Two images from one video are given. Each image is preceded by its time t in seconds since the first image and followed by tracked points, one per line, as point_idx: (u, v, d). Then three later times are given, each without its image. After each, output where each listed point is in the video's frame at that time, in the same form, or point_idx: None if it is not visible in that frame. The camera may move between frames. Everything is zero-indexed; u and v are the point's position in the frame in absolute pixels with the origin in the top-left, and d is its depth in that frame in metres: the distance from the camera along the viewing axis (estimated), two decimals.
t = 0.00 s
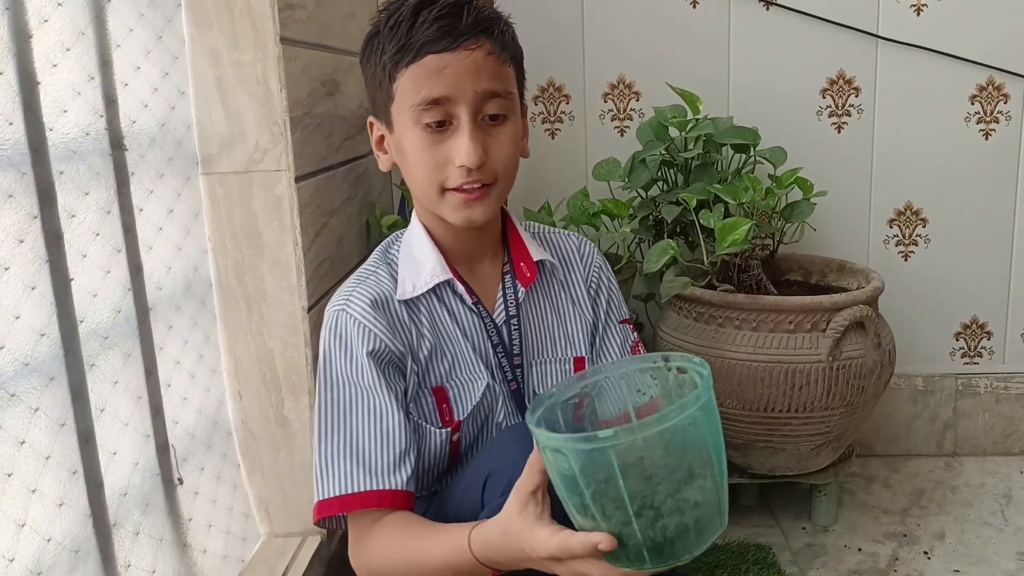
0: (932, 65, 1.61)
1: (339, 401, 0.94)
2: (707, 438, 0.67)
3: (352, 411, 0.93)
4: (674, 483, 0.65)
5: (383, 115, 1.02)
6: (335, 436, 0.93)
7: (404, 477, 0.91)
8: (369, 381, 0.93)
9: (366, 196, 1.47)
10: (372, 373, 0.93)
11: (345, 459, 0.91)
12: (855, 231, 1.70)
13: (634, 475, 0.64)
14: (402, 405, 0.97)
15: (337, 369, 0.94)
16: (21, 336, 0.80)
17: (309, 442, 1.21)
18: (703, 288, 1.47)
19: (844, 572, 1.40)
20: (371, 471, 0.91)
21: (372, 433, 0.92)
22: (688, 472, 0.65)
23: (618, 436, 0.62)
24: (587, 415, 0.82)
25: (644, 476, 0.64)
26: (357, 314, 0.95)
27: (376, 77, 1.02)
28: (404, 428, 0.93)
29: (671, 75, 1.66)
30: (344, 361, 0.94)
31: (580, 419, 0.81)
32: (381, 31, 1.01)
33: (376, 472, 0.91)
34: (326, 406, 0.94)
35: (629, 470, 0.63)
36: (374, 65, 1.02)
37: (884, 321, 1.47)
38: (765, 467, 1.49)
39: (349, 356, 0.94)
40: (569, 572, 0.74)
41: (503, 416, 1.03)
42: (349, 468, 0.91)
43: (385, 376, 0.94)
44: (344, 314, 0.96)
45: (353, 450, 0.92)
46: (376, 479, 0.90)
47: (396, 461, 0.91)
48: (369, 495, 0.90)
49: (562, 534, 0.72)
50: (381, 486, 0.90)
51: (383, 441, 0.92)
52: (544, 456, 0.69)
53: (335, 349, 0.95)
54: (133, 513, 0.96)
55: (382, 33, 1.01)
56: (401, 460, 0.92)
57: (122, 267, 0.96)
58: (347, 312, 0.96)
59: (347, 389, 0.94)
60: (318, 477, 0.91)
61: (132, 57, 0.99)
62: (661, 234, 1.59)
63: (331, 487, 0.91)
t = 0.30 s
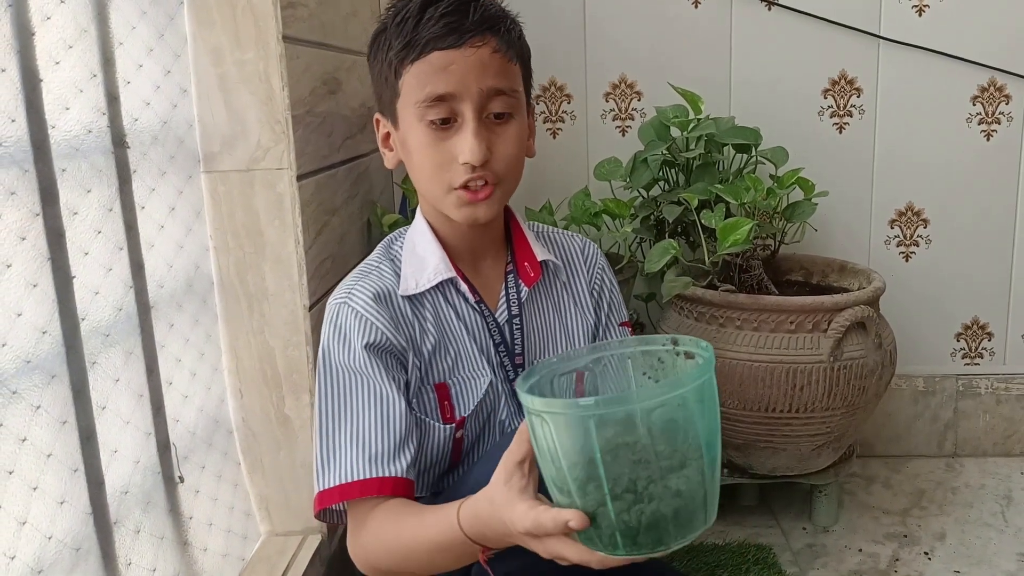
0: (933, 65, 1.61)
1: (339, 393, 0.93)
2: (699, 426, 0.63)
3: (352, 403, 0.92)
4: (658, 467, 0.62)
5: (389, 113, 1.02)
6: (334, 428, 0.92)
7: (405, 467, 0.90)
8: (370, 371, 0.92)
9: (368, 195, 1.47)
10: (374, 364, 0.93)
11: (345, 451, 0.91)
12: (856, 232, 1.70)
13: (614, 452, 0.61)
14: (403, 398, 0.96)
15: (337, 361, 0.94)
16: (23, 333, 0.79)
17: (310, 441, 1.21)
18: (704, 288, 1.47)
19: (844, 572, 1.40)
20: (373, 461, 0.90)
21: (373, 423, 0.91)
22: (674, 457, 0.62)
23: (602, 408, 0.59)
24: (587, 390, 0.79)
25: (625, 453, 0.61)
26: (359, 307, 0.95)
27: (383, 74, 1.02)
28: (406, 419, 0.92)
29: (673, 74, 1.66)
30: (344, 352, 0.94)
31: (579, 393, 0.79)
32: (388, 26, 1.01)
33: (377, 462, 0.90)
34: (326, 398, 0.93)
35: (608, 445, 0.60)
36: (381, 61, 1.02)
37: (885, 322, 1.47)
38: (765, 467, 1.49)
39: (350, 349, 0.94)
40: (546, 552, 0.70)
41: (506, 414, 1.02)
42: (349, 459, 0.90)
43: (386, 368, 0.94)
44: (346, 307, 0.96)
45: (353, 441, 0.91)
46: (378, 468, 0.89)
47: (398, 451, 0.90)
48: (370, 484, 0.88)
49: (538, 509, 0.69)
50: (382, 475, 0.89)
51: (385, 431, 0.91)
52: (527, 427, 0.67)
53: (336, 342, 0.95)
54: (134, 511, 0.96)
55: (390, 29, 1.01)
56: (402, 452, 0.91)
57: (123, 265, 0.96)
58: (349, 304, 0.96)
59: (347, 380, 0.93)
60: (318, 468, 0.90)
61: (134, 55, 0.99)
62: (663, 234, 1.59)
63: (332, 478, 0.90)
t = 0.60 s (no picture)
0: (937, 69, 1.61)
1: (340, 398, 0.93)
2: (699, 476, 0.63)
3: (352, 409, 0.93)
4: (660, 515, 0.61)
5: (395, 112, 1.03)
6: (334, 433, 0.92)
7: (404, 475, 0.90)
8: (372, 377, 0.92)
9: (371, 196, 1.47)
10: (376, 369, 0.93)
11: (344, 456, 0.91)
12: (859, 234, 1.70)
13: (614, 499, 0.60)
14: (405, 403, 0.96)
15: (339, 365, 0.94)
16: (28, 333, 0.79)
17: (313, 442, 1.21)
18: (708, 290, 1.47)
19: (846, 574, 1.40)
20: (371, 468, 0.90)
21: (373, 429, 0.91)
22: (676, 505, 0.61)
23: (601, 455, 0.59)
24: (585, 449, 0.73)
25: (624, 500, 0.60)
26: (363, 311, 0.95)
27: (389, 75, 1.03)
28: (406, 427, 0.92)
29: (677, 76, 1.66)
30: (346, 357, 0.94)
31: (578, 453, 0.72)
32: (395, 30, 1.03)
33: (376, 469, 0.90)
34: (326, 402, 0.93)
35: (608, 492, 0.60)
36: (388, 64, 1.04)
37: (888, 324, 1.47)
38: (768, 470, 1.49)
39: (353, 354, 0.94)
40: None
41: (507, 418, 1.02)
42: (347, 465, 0.90)
43: (388, 374, 0.94)
44: (350, 312, 0.96)
45: (352, 447, 0.91)
46: (376, 476, 0.89)
47: (397, 459, 0.91)
48: (367, 492, 0.88)
49: (544, 561, 0.69)
50: (380, 484, 0.89)
51: (385, 438, 0.91)
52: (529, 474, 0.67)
53: (339, 345, 0.95)
54: (137, 511, 0.96)
55: (396, 32, 1.03)
56: (401, 459, 0.91)
57: (128, 265, 0.96)
58: (353, 309, 0.96)
59: (348, 386, 0.93)
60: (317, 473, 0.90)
61: (140, 55, 0.99)
62: (666, 236, 1.59)
63: (330, 484, 0.90)
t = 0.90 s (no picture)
0: (940, 68, 1.61)
1: (330, 395, 0.95)
2: None
3: (341, 408, 0.94)
4: None
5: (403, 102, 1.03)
6: (321, 430, 0.94)
7: (385, 482, 0.93)
8: (363, 378, 0.94)
9: (372, 192, 1.47)
10: (369, 372, 0.93)
11: (329, 455, 0.93)
12: (861, 235, 1.70)
13: None
14: (395, 403, 0.98)
15: (334, 364, 0.95)
16: (30, 326, 0.79)
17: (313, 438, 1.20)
18: (709, 289, 1.47)
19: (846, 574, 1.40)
20: (352, 472, 0.92)
21: (358, 433, 0.93)
22: None
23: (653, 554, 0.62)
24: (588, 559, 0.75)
25: None
26: (361, 309, 0.95)
27: (398, 66, 1.03)
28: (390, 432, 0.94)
29: (680, 75, 1.66)
30: (339, 356, 0.95)
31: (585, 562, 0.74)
32: (405, 24, 1.04)
33: (357, 474, 0.92)
34: (318, 397, 0.94)
35: None
36: (396, 56, 1.04)
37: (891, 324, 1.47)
38: (769, 469, 1.49)
39: (349, 350, 0.95)
40: None
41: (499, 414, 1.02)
42: (331, 464, 0.92)
43: (382, 374, 0.94)
44: (348, 308, 0.96)
45: (337, 447, 0.93)
46: (357, 481, 0.92)
47: (380, 464, 0.92)
48: (345, 495, 0.91)
49: None
50: (358, 489, 0.92)
51: (369, 443, 0.93)
52: None
53: (336, 341, 0.95)
54: (138, 506, 0.95)
55: (406, 24, 1.03)
56: (387, 459, 0.93)
57: (129, 259, 0.96)
58: (351, 306, 0.96)
59: (340, 384, 0.94)
60: (302, 468, 0.92)
61: (143, 49, 0.99)
62: (668, 234, 1.59)
63: (312, 482, 0.92)
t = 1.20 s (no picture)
0: (941, 70, 1.61)
1: (330, 394, 0.95)
2: None
3: (339, 407, 0.95)
4: None
5: (411, 102, 1.03)
6: (319, 428, 0.94)
7: (381, 482, 0.93)
8: (363, 378, 0.94)
9: (372, 192, 1.47)
10: (368, 371, 0.94)
11: (326, 453, 0.93)
12: (861, 236, 1.69)
13: None
14: (394, 403, 0.98)
15: (334, 362, 0.95)
16: (29, 324, 0.79)
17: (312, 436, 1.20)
18: (709, 290, 1.47)
19: None
20: (348, 471, 0.93)
21: (356, 432, 0.94)
22: None
23: None
24: None
25: None
26: (362, 309, 0.96)
27: (406, 66, 1.03)
28: (388, 431, 0.94)
29: (680, 75, 1.66)
30: (340, 354, 0.95)
31: None
32: (414, 24, 1.03)
33: (353, 473, 0.93)
34: (317, 395, 0.95)
35: None
36: (405, 55, 1.04)
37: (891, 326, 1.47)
38: (768, 470, 1.49)
39: (350, 348, 0.95)
40: None
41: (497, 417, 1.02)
42: (328, 462, 0.93)
43: (382, 373, 0.95)
44: (350, 307, 0.96)
45: (335, 445, 0.93)
46: (353, 480, 0.93)
47: (377, 465, 0.93)
48: (342, 494, 0.92)
49: None
50: (353, 487, 0.92)
51: (367, 442, 0.93)
52: None
53: (337, 338, 0.95)
54: (136, 505, 0.95)
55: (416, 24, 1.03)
56: (381, 458, 0.93)
57: (128, 258, 0.95)
58: (352, 304, 0.96)
59: (339, 383, 0.95)
60: (299, 464, 0.92)
61: (143, 47, 0.98)
62: (668, 235, 1.59)
63: (309, 479, 0.92)
